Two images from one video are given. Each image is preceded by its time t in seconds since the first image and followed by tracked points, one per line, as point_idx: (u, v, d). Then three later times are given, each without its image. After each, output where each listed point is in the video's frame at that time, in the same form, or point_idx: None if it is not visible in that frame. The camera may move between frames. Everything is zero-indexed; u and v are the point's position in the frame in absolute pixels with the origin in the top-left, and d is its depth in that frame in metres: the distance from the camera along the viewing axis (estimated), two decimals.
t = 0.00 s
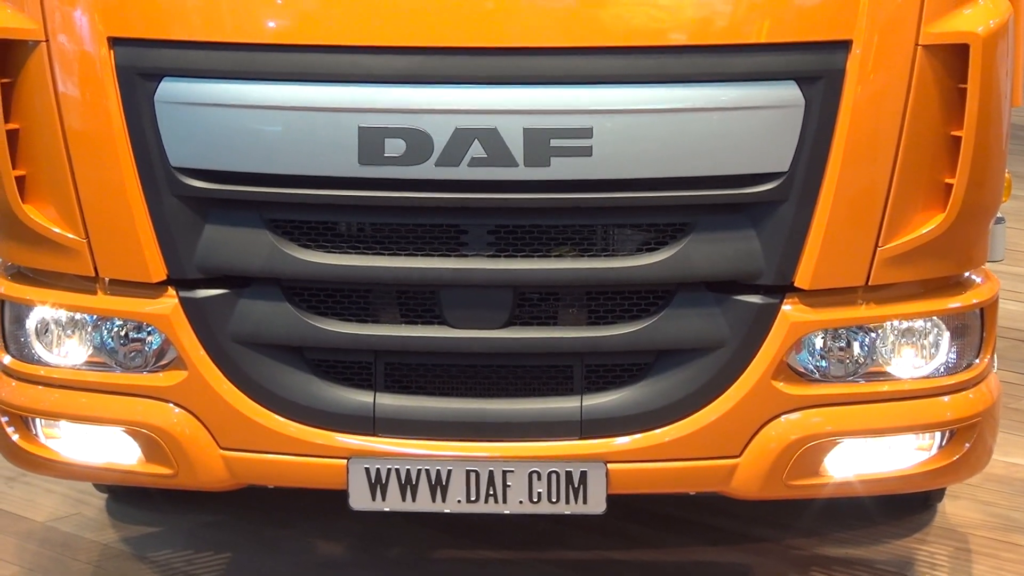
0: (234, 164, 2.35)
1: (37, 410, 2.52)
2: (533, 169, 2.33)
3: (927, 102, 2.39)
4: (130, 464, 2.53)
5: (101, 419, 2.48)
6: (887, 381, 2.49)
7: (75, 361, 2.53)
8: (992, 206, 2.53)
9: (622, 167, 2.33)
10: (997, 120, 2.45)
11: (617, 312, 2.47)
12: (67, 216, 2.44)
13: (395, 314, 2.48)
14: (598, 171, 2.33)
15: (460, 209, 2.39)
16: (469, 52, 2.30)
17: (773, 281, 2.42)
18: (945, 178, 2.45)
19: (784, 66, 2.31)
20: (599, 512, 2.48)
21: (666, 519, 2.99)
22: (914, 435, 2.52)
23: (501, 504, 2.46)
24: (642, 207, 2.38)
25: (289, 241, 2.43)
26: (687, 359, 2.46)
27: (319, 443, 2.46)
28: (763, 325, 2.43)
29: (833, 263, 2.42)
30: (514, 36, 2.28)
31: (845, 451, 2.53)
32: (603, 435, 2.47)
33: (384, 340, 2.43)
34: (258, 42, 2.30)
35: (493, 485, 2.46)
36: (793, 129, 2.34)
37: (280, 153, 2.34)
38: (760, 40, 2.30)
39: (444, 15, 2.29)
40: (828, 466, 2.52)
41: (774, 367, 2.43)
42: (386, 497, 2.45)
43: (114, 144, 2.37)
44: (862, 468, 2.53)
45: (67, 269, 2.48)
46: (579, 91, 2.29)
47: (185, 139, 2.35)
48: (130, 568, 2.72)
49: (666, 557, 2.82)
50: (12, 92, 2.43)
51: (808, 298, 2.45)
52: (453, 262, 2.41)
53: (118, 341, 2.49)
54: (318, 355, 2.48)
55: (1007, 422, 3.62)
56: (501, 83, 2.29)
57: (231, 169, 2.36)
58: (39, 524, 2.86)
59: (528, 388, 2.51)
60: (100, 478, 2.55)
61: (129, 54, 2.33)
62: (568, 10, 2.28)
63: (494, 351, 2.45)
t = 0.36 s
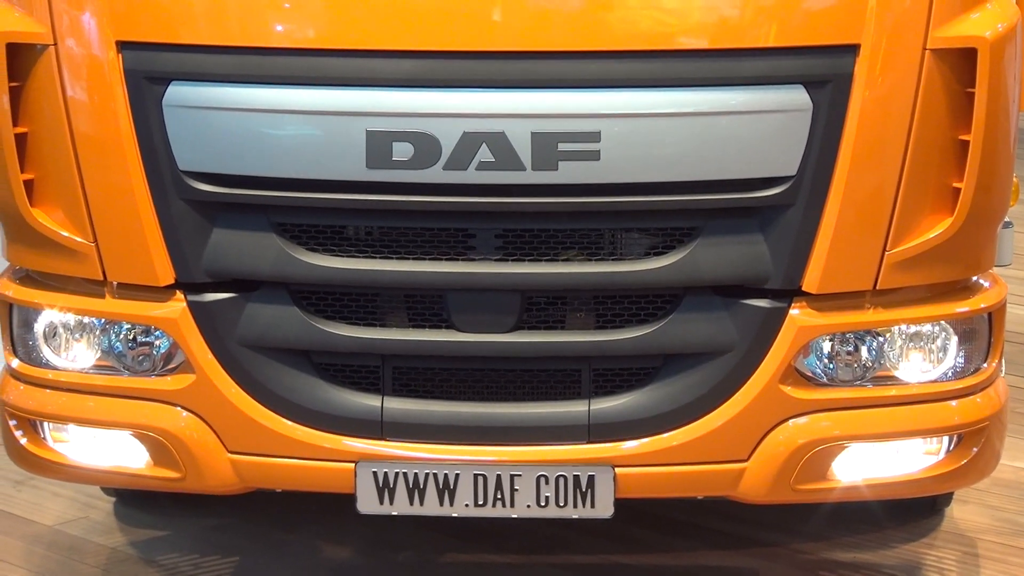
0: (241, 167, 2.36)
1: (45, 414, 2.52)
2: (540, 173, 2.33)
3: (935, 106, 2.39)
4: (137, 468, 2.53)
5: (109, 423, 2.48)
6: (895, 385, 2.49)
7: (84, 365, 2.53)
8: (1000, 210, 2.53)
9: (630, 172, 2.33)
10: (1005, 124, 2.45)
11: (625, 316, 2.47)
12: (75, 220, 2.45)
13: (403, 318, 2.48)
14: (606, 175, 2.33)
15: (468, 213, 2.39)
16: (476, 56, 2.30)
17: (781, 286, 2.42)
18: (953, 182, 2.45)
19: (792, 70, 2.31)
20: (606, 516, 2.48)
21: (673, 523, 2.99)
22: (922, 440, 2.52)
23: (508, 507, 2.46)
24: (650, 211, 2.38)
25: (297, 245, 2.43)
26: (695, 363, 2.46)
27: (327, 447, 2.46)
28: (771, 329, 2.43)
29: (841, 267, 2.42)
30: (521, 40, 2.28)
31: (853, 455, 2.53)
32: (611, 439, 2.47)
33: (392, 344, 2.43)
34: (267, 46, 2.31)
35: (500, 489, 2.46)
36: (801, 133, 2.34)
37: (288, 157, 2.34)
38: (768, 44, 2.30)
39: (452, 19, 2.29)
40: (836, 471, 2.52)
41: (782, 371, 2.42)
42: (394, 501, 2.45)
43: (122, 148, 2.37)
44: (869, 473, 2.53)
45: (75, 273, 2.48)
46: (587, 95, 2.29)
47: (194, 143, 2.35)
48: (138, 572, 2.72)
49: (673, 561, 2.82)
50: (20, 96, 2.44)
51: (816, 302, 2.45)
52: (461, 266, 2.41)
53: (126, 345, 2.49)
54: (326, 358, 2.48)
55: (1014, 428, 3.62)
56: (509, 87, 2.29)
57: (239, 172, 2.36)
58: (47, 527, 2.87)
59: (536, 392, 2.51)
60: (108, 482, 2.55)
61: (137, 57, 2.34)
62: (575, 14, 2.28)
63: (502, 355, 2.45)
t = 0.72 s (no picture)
0: (251, 177, 2.38)
1: (57, 421, 2.55)
2: (547, 182, 2.35)
3: (937, 116, 2.42)
4: (148, 474, 2.55)
5: (121, 430, 2.51)
6: (898, 391, 2.52)
7: (95, 372, 2.55)
8: (1001, 218, 2.56)
9: (636, 181, 2.35)
10: (1006, 134, 2.48)
11: (630, 324, 2.50)
12: (86, 229, 2.47)
13: (412, 326, 2.51)
14: (612, 184, 2.36)
15: (475, 222, 2.42)
16: (484, 66, 2.32)
17: (785, 293, 2.45)
18: (954, 191, 2.48)
19: (796, 80, 2.34)
20: (613, 522, 2.51)
21: (678, 528, 3.02)
22: (924, 445, 2.55)
23: (516, 513, 2.48)
24: (655, 220, 2.41)
25: (306, 254, 2.46)
26: (700, 370, 2.49)
27: (337, 453, 2.49)
28: (775, 337, 2.45)
29: (844, 274, 2.44)
30: (527, 51, 2.31)
31: (856, 460, 2.55)
32: (617, 444, 2.50)
33: (399, 351, 2.46)
34: (276, 57, 2.33)
35: (509, 495, 2.48)
36: (804, 143, 2.37)
37: (297, 166, 2.37)
38: (771, 55, 2.33)
39: (459, 30, 2.31)
40: (838, 475, 2.54)
41: (786, 378, 2.45)
42: (402, 507, 2.47)
43: (133, 158, 2.40)
44: (872, 478, 2.55)
45: (87, 282, 2.51)
46: (592, 106, 2.32)
47: (204, 152, 2.38)
48: None
49: (679, 566, 2.84)
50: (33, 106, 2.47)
51: (819, 309, 2.47)
52: (468, 275, 2.44)
53: (137, 353, 2.52)
54: (335, 365, 2.51)
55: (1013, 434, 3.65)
56: (515, 99, 2.32)
57: (249, 182, 2.39)
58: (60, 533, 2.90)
59: (542, 399, 2.55)
60: (120, 488, 2.57)
61: (149, 68, 2.36)
62: (581, 25, 2.31)
63: (509, 363, 2.48)
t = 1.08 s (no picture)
0: (276, 188, 2.56)
1: (96, 415, 2.73)
2: (552, 194, 2.53)
3: (916, 133, 2.59)
4: (180, 464, 2.73)
5: (156, 423, 2.69)
6: (878, 390, 2.70)
7: (131, 369, 2.74)
8: (977, 228, 2.74)
9: (635, 192, 2.53)
10: (982, 150, 2.65)
11: (630, 326, 2.67)
12: (122, 236, 2.65)
13: (426, 327, 2.68)
14: (613, 195, 2.53)
15: (486, 230, 2.59)
16: (494, 85, 2.50)
17: (774, 298, 2.62)
18: (932, 203, 2.66)
19: (784, 99, 2.52)
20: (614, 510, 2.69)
21: (673, 517, 3.19)
22: (903, 440, 2.73)
23: (522, 502, 2.66)
24: (653, 230, 2.59)
25: (328, 260, 2.64)
26: (695, 369, 2.66)
27: (356, 445, 2.67)
28: (765, 338, 2.63)
29: (830, 280, 2.62)
30: (533, 71, 2.49)
31: (839, 454, 2.73)
32: (618, 438, 2.68)
33: (414, 351, 2.64)
34: (301, 76, 2.51)
35: (517, 485, 2.66)
36: (792, 158, 2.55)
37: (319, 178, 2.54)
38: (761, 75, 2.50)
39: (470, 53, 2.49)
40: (823, 468, 2.72)
41: (774, 377, 2.63)
42: (417, 496, 2.66)
43: (166, 169, 2.58)
44: (855, 470, 2.74)
45: (123, 285, 2.69)
46: (594, 123, 2.49)
47: (233, 165, 2.55)
48: (181, 561, 2.91)
49: (675, 553, 3.02)
50: (73, 120, 2.65)
51: (805, 313, 2.65)
52: (479, 280, 2.62)
53: (170, 352, 2.70)
54: (354, 364, 2.69)
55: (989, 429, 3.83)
56: (522, 116, 2.50)
57: (274, 193, 2.56)
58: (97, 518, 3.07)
59: (548, 395, 2.72)
60: (154, 478, 2.76)
61: (182, 86, 2.54)
62: (584, 48, 2.49)
63: (517, 362, 2.66)
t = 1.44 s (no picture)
0: (308, 208, 2.90)
1: (149, 408, 3.09)
2: (552, 214, 2.87)
3: (874, 161, 2.94)
4: (222, 453, 3.08)
5: (202, 415, 3.04)
6: (840, 389, 3.05)
7: (180, 368, 3.09)
8: (928, 245, 3.09)
9: (626, 212, 2.87)
10: (932, 177, 3.00)
11: (621, 331, 3.02)
12: (173, 249, 3.00)
13: (440, 331, 3.03)
14: (606, 215, 2.87)
15: (493, 246, 2.93)
16: (501, 117, 2.84)
17: (748, 306, 2.97)
18: (888, 223, 3.01)
19: (757, 131, 2.86)
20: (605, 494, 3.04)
21: (655, 501, 3.52)
22: (862, 433, 3.08)
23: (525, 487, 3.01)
24: (641, 246, 2.93)
25: (354, 271, 2.98)
26: (679, 369, 3.01)
27: (378, 436, 3.01)
28: (739, 342, 2.98)
29: (798, 291, 2.96)
30: (536, 105, 2.83)
31: (806, 445, 3.08)
32: (610, 430, 3.02)
33: (430, 352, 2.99)
34: (331, 109, 2.85)
35: (520, 472, 3.01)
36: (764, 183, 2.89)
37: (347, 200, 2.89)
38: (736, 110, 2.85)
39: (480, 89, 2.83)
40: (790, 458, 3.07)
41: (748, 376, 2.98)
42: (432, 480, 3.01)
43: (212, 191, 2.92)
44: (819, 459, 3.09)
45: (173, 294, 3.04)
46: (589, 151, 2.84)
47: (272, 187, 2.90)
48: (224, 538, 3.21)
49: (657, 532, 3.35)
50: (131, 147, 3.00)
51: (775, 320, 2.99)
52: (487, 290, 2.97)
53: (214, 352, 3.05)
54: (376, 363, 3.03)
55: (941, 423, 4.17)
56: (525, 145, 2.84)
57: (307, 212, 2.90)
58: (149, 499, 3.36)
59: (548, 392, 3.07)
60: (199, 464, 3.11)
61: (226, 117, 2.89)
62: (581, 85, 2.83)
63: (520, 362, 3.00)
